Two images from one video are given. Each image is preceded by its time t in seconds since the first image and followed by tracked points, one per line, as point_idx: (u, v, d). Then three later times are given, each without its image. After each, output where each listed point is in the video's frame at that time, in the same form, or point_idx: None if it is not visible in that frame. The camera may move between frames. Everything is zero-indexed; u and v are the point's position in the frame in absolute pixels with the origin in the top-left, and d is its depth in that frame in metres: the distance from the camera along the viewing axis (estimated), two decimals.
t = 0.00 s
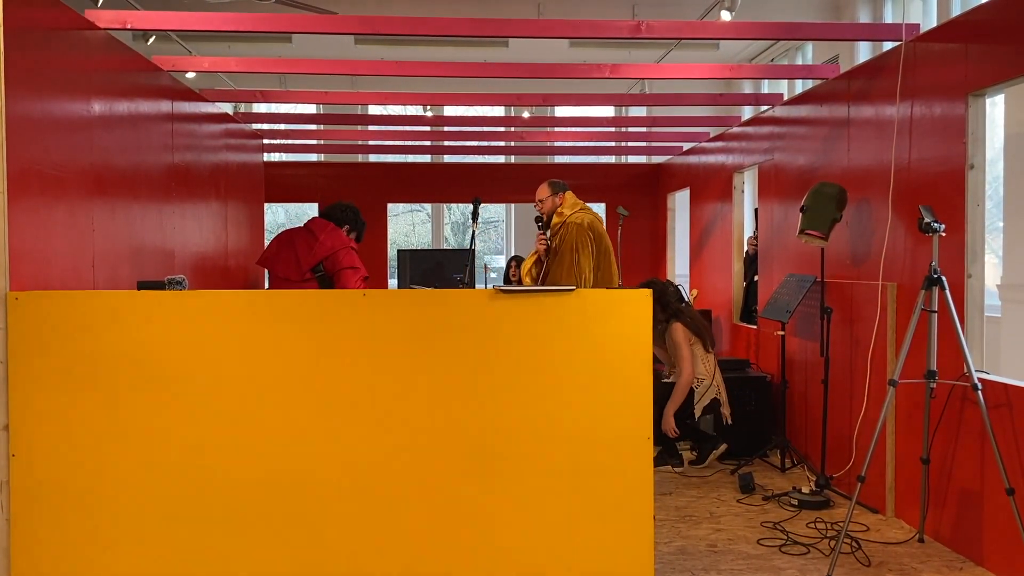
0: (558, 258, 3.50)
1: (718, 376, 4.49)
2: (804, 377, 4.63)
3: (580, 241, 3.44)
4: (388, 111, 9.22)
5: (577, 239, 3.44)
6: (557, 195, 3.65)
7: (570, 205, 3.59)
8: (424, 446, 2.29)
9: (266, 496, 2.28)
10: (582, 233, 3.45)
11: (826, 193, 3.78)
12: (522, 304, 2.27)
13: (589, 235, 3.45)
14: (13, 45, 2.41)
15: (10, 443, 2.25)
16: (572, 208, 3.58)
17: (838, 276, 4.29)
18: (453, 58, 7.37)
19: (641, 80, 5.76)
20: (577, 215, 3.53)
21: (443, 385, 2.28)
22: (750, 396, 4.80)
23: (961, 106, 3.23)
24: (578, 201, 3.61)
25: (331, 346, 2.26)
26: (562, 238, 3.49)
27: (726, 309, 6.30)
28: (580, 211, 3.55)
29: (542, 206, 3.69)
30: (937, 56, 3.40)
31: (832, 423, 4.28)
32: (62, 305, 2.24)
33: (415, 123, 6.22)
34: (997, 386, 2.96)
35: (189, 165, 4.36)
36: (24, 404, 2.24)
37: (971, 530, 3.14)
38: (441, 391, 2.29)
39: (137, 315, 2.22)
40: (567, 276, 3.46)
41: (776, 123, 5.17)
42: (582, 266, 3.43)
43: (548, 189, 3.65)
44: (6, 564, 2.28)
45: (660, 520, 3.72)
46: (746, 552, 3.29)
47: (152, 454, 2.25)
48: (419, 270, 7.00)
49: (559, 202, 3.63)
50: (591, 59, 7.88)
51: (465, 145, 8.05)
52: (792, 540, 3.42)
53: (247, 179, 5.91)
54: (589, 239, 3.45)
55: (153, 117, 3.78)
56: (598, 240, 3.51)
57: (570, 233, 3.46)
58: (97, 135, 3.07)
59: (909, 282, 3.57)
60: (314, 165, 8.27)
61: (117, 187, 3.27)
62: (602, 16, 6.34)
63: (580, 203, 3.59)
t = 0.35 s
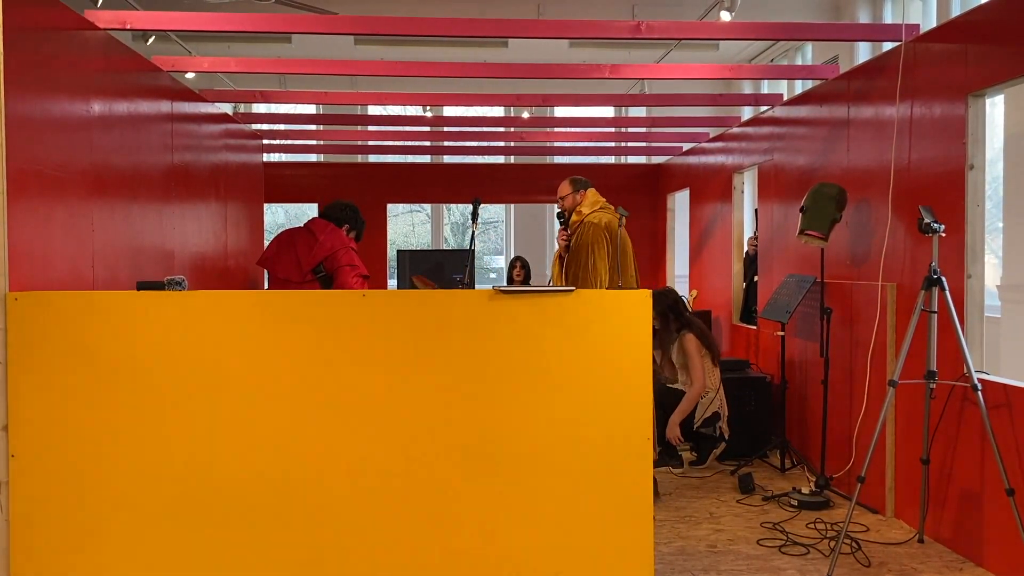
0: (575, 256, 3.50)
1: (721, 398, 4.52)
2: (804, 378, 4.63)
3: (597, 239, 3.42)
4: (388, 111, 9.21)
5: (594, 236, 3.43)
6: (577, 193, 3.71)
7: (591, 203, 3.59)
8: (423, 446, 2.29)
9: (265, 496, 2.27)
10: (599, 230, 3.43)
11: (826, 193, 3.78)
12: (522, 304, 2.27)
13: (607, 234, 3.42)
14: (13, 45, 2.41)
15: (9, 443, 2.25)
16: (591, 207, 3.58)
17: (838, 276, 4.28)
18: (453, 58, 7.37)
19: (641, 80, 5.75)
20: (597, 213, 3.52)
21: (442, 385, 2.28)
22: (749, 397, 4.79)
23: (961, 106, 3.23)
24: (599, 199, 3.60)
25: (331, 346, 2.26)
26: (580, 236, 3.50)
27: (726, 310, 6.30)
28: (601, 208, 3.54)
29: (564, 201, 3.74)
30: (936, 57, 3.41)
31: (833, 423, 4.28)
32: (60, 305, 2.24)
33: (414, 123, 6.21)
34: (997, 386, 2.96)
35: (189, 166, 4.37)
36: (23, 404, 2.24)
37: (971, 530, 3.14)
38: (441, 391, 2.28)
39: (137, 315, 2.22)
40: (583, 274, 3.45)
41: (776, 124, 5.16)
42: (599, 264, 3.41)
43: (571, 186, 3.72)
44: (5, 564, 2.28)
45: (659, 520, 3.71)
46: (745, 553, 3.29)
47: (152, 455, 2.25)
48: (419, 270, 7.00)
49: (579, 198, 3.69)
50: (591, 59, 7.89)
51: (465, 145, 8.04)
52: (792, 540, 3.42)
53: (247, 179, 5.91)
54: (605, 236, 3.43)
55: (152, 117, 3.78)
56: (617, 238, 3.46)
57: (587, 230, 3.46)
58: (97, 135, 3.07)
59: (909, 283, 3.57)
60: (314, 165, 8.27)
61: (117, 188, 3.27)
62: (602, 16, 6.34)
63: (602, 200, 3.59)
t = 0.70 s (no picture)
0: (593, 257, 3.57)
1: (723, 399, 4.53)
2: (804, 378, 4.63)
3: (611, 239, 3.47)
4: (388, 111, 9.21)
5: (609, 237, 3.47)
6: (595, 186, 3.70)
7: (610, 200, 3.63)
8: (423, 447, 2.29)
9: (265, 496, 2.27)
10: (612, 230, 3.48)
11: (825, 193, 3.78)
12: (522, 304, 2.27)
13: (619, 237, 3.45)
14: (13, 45, 2.41)
15: (8, 443, 2.25)
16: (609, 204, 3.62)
17: (838, 276, 4.28)
18: (453, 58, 7.37)
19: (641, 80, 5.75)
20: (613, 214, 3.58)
21: (443, 385, 2.28)
22: (749, 397, 4.80)
23: (961, 106, 3.22)
24: (624, 196, 3.68)
25: (330, 347, 2.26)
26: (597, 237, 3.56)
27: (726, 310, 6.29)
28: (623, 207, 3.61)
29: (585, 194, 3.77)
30: (936, 57, 3.41)
31: (833, 424, 4.27)
32: (60, 306, 2.24)
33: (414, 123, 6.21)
34: (997, 387, 2.96)
35: (189, 166, 4.37)
36: (22, 404, 2.23)
37: (971, 530, 3.14)
38: (440, 391, 2.28)
39: (136, 316, 2.22)
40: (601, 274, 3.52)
41: (775, 124, 5.16)
42: (614, 266, 3.46)
43: (593, 177, 3.71)
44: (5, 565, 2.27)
45: (659, 521, 3.71)
46: (746, 553, 3.29)
47: (150, 455, 2.25)
48: (419, 270, 6.99)
49: (594, 192, 3.70)
50: (591, 59, 7.89)
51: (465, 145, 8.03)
52: (792, 540, 3.42)
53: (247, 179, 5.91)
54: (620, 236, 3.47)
55: (152, 117, 3.78)
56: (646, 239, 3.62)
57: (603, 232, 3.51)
58: (96, 135, 3.07)
59: (909, 283, 3.57)
60: (314, 165, 8.27)
61: (116, 188, 3.27)
62: (602, 16, 6.34)
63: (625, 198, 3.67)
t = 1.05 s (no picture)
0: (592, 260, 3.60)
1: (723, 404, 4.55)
2: (804, 378, 4.63)
3: (611, 242, 3.50)
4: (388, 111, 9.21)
5: (608, 240, 3.51)
6: (603, 184, 3.76)
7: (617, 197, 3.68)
8: (423, 446, 2.29)
9: (265, 496, 2.27)
10: (612, 233, 3.51)
11: (825, 193, 3.78)
12: (522, 304, 2.27)
13: (616, 239, 3.50)
14: (12, 45, 2.41)
15: (7, 443, 2.25)
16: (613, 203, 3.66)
17: (838, 276, 4.28)
18: (452, 58, 7.37)
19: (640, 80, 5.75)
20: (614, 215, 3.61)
21: (443, 385, 2.28)
22: (749, 397, 4.79)
23: (961, 106, 3.22)
24: (631, 195, 3.73)
25: (330, 347, 2.26)
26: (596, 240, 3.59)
27: (725, 310, 6.29)
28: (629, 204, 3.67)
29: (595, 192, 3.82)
30: (935, 57, 3.41)
31: (833, 424, 4.27)
32: (59, 306, 2.24)
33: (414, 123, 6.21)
34: (997, 386, 2.96)
35: (189, 166, 4.38)
36: (21, 404, 2.23)
37: (970, 530, 3.14)
38: (440, 391, 2.28)
39: (135, 316, 2.22)
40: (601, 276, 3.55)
41: (775, 123, 5.16)
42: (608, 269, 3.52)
43: (599, 176, 3.76)
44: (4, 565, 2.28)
45: (659, 520, 3.71)
46: (745, 553, 3.29)
47: (150, 456, 2.25)
48: (419, 270, 7.00)
49: (602, 190, 3.77)
50: (591, 59, 7.89)
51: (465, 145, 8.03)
52: (792, 540, 3.42)
53: (247, 179, 5.92)
54: (619, 239, 3.50)
55: (152, 117, 3.79)
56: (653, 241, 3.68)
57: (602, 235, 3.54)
58: (96, 136, 3.07)
59: (908, 283, 3.57)
60: (314, 165, 8.26)
61: (116, 188, 3.27)
62: (602, 16, 6.34)
63: (632, 196, 3.73)
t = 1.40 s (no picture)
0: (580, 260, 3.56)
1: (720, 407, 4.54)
2: (803, 378, 4.63)
3: (602, 244, 3.49)
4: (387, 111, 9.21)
5: (599, 242, 3.49)
6: (587, 191, 3.72)
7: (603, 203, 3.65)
8: (423, 446, 2.29)
9: (265, 496, 2.28)
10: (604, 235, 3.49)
11: (823, 192, 3.78)
12: (521, 304, 2.27)
13: (612, 244, 3.49)
14: (11, 46, 2.41)
15: (7, 443, 2.25)
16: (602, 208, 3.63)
17: (837, 276, 4.28)
18: (452, 58, 7.37)
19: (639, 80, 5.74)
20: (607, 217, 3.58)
21: (443, 384, 2.28)
22: (749, 397, 4.79)
23: (960, 105, 3.23)
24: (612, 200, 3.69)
25: (330, 347, 2.26)
26: (586, 241, 3.56)
27: (725, 310, 6.29)
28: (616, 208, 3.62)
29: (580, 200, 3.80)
30: (935, 56, 3.40)
31: (832, 423, 4.28)
32: (59, 306, 2.24)
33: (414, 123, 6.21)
34: (997, 386, 2.96)
35: (188, 166, 4.39)
36: (22, 404, 2.24)
37: (969, 529, 3.14)
38: (441, 390, 2.29)
39: (135, 316, 2.22)
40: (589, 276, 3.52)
41: (775, 123, 5.16)
42: (599, 272, 3.49)
43: (581, 184, 3.74)
44: (4, 564, 2.28)
45: (658, 520, 3.71)
46: (745, 552, 3.29)
47: (150, 455, 2.25)
48: (419, 271, 7.00)
49: (587, 198, 3.74)
50: (591, 59, 7.89)
51: (465, 145, 8.02)
52: (791, 540, 3.42)
53: (246, 179, 5.92)
54: (610, 241, 3.49)
55: (152, 117, 3.79)
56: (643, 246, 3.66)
57: (593, 237, 3.52)
58: (96, 136, 3.08)
59: (907, 283, 3.57)
60: (314, 165, 8.26)
61: (116, 189, 3.28)
62: (601, 16, 6.34)
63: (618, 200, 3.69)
